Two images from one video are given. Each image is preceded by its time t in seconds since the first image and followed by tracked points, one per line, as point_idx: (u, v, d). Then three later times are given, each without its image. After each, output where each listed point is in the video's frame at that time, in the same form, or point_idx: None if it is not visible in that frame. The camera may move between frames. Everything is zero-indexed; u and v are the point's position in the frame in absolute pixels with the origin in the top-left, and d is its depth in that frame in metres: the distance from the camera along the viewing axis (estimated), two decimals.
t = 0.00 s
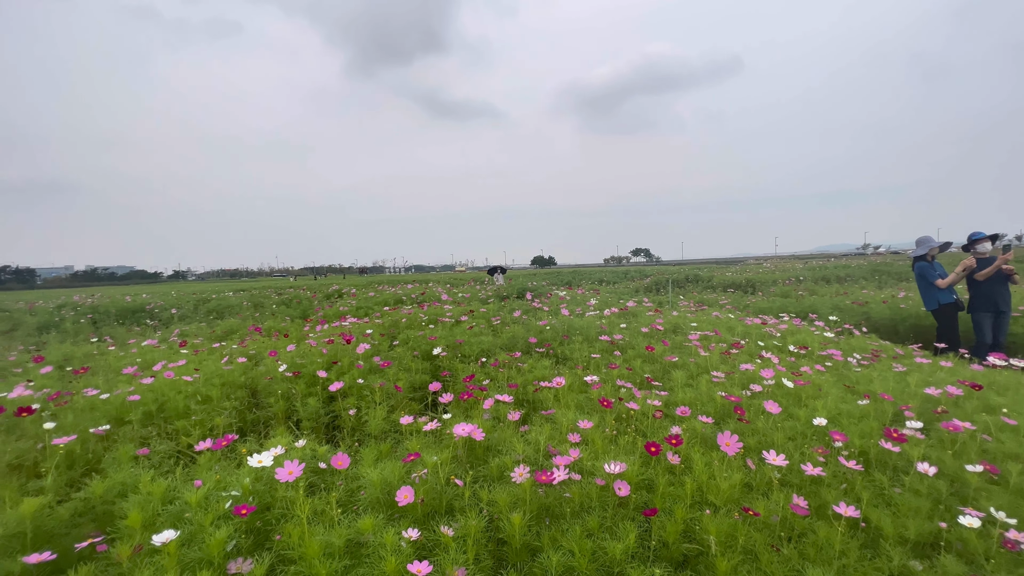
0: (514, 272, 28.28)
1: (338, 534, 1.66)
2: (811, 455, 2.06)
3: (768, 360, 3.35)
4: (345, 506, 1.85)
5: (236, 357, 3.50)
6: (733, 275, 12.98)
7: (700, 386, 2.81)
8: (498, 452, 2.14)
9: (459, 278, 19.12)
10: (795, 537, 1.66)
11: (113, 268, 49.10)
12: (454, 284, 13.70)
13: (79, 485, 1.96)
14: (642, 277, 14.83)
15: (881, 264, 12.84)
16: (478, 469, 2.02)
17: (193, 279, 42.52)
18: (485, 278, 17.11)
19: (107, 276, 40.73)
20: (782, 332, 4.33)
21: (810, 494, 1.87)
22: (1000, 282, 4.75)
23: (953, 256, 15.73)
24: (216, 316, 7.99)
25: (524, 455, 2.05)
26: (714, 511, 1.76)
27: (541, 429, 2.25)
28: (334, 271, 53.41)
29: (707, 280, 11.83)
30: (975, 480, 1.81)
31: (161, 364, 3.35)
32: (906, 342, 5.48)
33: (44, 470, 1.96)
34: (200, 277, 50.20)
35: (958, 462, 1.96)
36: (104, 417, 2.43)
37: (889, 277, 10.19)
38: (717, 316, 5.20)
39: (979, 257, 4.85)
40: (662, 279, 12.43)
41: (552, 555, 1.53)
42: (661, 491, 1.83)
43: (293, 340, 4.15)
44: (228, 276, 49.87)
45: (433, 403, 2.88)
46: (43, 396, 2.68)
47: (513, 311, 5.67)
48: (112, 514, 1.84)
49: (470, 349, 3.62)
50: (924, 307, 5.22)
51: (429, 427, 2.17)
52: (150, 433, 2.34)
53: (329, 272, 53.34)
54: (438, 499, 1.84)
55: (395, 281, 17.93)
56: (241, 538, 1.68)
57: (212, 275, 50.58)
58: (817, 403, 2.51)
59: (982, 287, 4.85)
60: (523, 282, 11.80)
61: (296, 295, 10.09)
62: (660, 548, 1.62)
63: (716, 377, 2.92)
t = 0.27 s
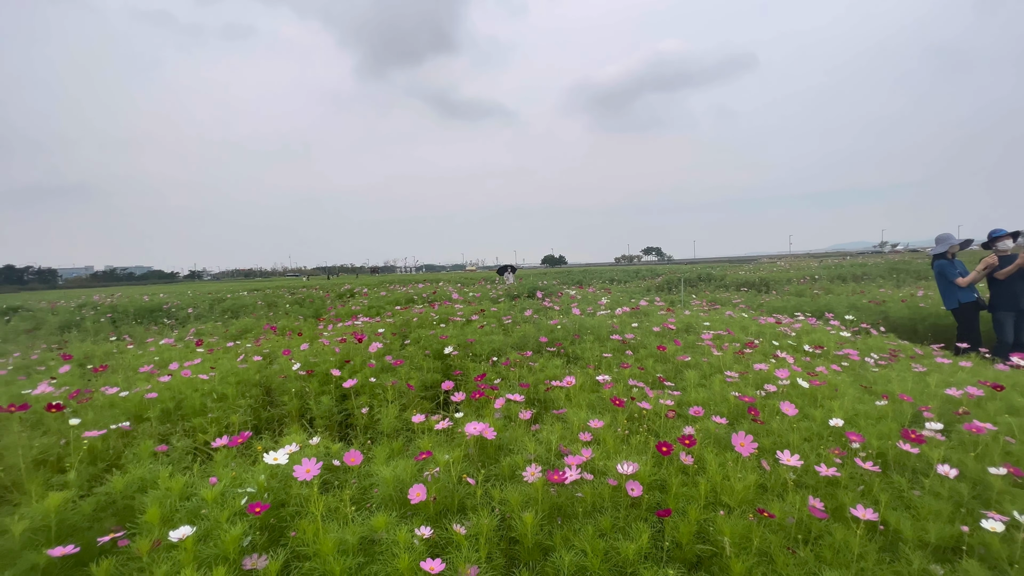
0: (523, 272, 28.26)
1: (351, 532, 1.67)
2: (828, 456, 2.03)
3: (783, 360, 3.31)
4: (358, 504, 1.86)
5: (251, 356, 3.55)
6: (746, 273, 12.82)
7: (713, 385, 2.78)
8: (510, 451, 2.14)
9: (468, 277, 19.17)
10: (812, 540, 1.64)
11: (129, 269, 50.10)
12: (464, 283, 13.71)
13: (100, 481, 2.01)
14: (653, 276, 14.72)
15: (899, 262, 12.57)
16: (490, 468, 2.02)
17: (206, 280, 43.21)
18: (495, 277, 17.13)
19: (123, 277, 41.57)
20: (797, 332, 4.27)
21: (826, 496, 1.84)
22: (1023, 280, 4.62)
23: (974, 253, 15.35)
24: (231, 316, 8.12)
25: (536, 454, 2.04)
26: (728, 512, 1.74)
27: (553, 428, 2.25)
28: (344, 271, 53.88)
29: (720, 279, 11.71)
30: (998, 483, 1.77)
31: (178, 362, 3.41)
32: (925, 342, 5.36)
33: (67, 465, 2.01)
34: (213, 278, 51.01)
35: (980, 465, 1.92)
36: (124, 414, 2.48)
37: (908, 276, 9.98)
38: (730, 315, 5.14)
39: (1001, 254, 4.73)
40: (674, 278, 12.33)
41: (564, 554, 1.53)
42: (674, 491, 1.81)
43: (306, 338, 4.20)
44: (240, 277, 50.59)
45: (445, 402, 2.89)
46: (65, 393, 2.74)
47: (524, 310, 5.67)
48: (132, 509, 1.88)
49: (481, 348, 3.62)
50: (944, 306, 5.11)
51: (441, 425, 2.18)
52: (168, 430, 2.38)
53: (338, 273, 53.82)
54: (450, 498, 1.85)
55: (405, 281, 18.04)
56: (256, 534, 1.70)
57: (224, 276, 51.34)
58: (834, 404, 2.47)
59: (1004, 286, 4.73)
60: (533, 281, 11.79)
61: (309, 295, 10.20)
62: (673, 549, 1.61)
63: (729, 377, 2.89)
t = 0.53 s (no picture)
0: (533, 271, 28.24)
1: (366, 529, 1.69)
2: (845, 458, 2.00)
3: (799, 360, 3.26)
4: (372, 501, 1.88)
5: (266, 354, 3.60)
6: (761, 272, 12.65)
7: (727, 385, 2.75)
8: (522, 450, 2.14)
9: (479, 276, 19.23)
10: (829, 542, 1.61)
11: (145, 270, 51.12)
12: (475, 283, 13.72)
13: (122, 476, 2.06)
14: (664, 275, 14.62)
15: (919, 261, 12.29)
16: (503, 467, 2.03)
17: (220, 280, 43.92)
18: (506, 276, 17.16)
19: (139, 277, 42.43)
20: (813, 331, 4.20)
21: (843, 498, 1.81)
22: None
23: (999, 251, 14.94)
24: (246, 315, 8.25)
25: (549, 453, 2.04)
26: (743, 513, 1.72)
27: (565, 428, 2.25)
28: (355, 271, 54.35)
29: (734, 278, 11.58)
30: None
31: (196, 360, 3.48)
32: (947, 342, 5.24)
33: (90, 460, 2.06)
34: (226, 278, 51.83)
35: (1005, 468, 1.87)
36: (144, 411, 2.53)
37: (929, 274, 9.75)
38: (743, 314, 5.09)
39: None
40: (687, 277, 12.22)
41: (577, 554, 1.53)
42: (688, 492, 1.80)
43: (320, 337, 4.25)
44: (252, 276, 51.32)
45: (457, 400, 2.90)
46: (87, 390, 2.82)
47: (536, 309, 5.67)
48: (152, 504, 1.92)
49: (493, 347, 3.63)
50: (966, 305, 4.99)
51: (454, 424, 2.19)
52: (186, 427, 2.43)
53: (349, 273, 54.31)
54: (463, 496, 1.86)
55: (417, 280, 18.14)
56: (273, 530, 1.73)
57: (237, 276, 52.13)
58: (851, 405, 2.43)
59: None
60: (545, 280, 11.78)
61: (324, 294, 10.35)
62: (687, 550, 1.59)
63: (743, 377, 2.86)
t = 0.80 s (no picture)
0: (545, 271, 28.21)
1: (381, 526, 1.71)
2: (866, 461, 1.95)
3: (818, 361, 3.20)
4: (387, 498, 1.90)
5: (284, 353, 3.67)
6: (779, 271, 12.42)
7: (744, 386, 2.72)
8: (536, 449, 2.14)
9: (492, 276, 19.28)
10: (849, 547, 1.58)
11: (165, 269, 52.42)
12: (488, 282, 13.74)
13: (146, 470, 2.12)
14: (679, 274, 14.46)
15: (945, 259, 11.92)
16: (517, 466, 2.03)
17: (236, 279, 44.79)
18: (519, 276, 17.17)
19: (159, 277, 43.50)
20: (833, 332, 4.12)
21: (865, 502, 1.77)
22: None
23: None
24: (264, 314, 8.41)
25: (563, 453, 2.04)
26: (760, 516, 1.70)
27: (579, 427, 2.24)
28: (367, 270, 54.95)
29: (751, 277, 11.40)
30: None
31: (216, 358, 3.56)
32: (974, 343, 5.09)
33: (116, 455, 2.13)
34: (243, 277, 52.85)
35: None
36: (167, 407, 2.60)
37: (955, 273, 9.46)
38: (761, 314, 5.01)
39: None
40: (702, 276, 12.07)
41: (592, 554, 1.52)
42: (704, 493, 1.78)
43: (336, 336, 4.31)
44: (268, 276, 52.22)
45: (471, 400, 2.92)
46: (113, 386, 2.90)
47: (550, 309, 5.67)
48: (175, 499, 1.97)
49: (507, 347, 3.64)
50: (994, 304, 4.83)
51: (468, 423, 2.20)
52: (207, 423, 2.49)
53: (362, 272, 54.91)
54: (477, 494, 1.87)
55: (431, 279, 18.27)
56: (291, 526, 1.76)
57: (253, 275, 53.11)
58: (873, 407, 2.38)
59: None
60: (558, 279, 11.76)
61: (339, 293, 10.49)
62: (703, 553, 1.58)
63: (761, 378, 2.81)
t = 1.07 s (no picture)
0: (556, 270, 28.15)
1: (394, 523, 1.73)
2: (885, 464, 1.92)
3: (835, 361, 3.15)
4: (400, 496, 1.92)
5: (299, 352, 3.72)
6: (795, 271, 12.23)
7: (759, 387, 2.68)
8: (548, 449, 2.14)
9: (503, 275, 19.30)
10: (867, 551, 1.55)
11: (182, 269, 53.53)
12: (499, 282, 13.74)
13: (166, 466, 2.17)
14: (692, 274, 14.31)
15: (969, 258, 11.62)
16: (529, 466, 2.03)
17: (251, 279, 45.54)
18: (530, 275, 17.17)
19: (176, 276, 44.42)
20: (852, 332, 4.04)
21: (883, 506, 1.74)
22: None
23: None
24: (280, 313, 8.54)
25: (575, 453, 2.03)
26: (775, 519, 1.68)
27: (591, 428, 2.23)
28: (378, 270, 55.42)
29: (766, 277, 11.24)
30: None
31: (233, 357, 3.63)
32: (999, 344, 4.95)
33: (137, 451, 2.18)
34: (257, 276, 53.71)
35: None
36: (186, 405, 2.66)
37: (979, 273, 9.21)
38: (776, 314, 4.94)
39: None
40: (716, 276, 11.93)
41: (603, 555, 1.52)
42: (717, 495, 1.76)
43: (350, 336, 4.36)
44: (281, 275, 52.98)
45: (483, 399, 2.93)
46: (134, 384, 2.98)
47: (562, 309, 5.66)
48: (194, 494, 2.02)
49: (519, 346, 3.65)
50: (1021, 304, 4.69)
51: (480, 422, 2.21)
52: (224, 421, 2.53)
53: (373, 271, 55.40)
54: (489, 493, 1.87)
55: (442, 279, 18.37)
56: (306, 522, 1.79)
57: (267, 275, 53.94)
58: (892, 409, 2.33)
59: None
60: (570, 279, 11.73)
61: (353, 293, 10.61)
62: (717, 555, 1.56)
63: (776, 379, 2.77)
